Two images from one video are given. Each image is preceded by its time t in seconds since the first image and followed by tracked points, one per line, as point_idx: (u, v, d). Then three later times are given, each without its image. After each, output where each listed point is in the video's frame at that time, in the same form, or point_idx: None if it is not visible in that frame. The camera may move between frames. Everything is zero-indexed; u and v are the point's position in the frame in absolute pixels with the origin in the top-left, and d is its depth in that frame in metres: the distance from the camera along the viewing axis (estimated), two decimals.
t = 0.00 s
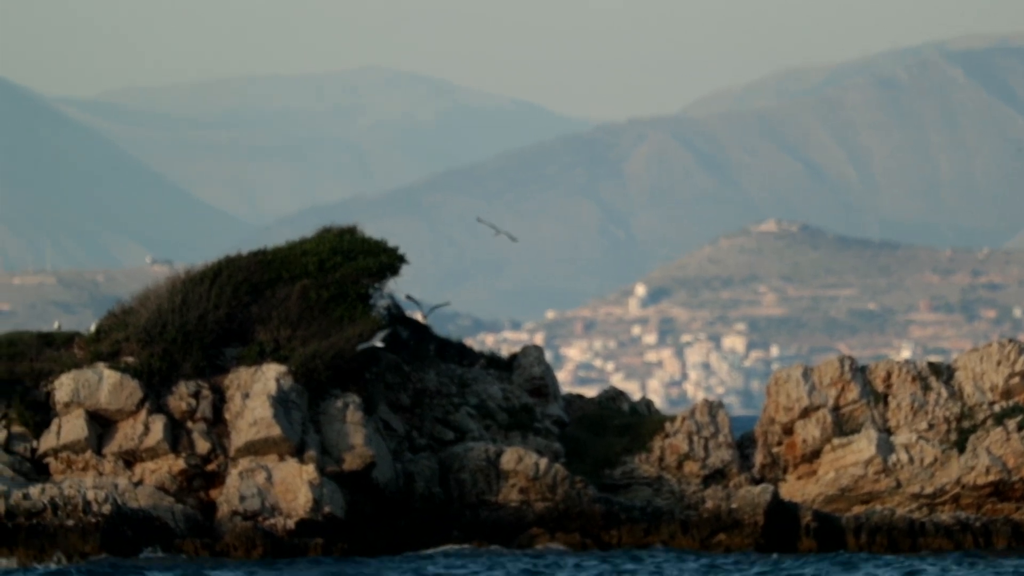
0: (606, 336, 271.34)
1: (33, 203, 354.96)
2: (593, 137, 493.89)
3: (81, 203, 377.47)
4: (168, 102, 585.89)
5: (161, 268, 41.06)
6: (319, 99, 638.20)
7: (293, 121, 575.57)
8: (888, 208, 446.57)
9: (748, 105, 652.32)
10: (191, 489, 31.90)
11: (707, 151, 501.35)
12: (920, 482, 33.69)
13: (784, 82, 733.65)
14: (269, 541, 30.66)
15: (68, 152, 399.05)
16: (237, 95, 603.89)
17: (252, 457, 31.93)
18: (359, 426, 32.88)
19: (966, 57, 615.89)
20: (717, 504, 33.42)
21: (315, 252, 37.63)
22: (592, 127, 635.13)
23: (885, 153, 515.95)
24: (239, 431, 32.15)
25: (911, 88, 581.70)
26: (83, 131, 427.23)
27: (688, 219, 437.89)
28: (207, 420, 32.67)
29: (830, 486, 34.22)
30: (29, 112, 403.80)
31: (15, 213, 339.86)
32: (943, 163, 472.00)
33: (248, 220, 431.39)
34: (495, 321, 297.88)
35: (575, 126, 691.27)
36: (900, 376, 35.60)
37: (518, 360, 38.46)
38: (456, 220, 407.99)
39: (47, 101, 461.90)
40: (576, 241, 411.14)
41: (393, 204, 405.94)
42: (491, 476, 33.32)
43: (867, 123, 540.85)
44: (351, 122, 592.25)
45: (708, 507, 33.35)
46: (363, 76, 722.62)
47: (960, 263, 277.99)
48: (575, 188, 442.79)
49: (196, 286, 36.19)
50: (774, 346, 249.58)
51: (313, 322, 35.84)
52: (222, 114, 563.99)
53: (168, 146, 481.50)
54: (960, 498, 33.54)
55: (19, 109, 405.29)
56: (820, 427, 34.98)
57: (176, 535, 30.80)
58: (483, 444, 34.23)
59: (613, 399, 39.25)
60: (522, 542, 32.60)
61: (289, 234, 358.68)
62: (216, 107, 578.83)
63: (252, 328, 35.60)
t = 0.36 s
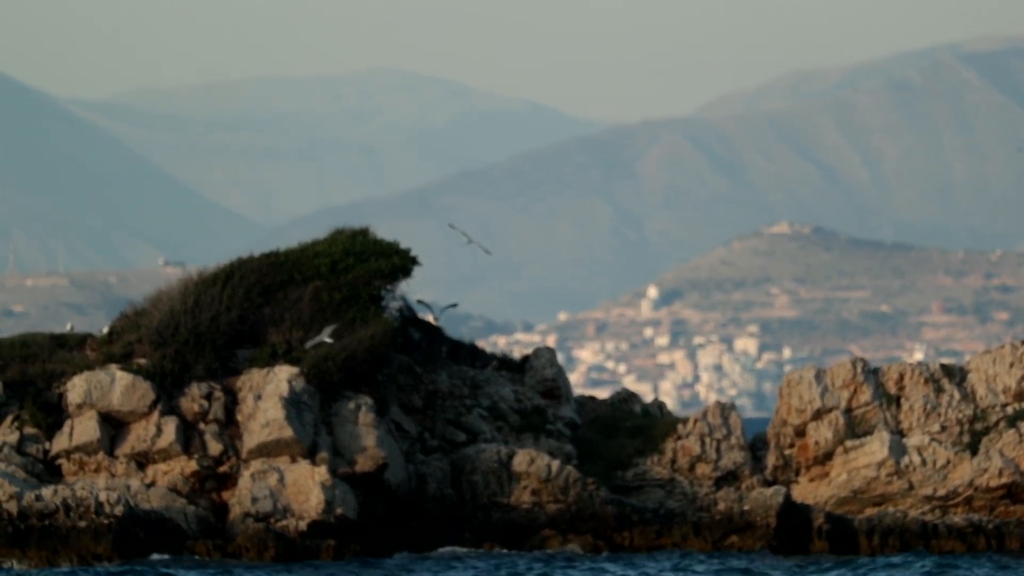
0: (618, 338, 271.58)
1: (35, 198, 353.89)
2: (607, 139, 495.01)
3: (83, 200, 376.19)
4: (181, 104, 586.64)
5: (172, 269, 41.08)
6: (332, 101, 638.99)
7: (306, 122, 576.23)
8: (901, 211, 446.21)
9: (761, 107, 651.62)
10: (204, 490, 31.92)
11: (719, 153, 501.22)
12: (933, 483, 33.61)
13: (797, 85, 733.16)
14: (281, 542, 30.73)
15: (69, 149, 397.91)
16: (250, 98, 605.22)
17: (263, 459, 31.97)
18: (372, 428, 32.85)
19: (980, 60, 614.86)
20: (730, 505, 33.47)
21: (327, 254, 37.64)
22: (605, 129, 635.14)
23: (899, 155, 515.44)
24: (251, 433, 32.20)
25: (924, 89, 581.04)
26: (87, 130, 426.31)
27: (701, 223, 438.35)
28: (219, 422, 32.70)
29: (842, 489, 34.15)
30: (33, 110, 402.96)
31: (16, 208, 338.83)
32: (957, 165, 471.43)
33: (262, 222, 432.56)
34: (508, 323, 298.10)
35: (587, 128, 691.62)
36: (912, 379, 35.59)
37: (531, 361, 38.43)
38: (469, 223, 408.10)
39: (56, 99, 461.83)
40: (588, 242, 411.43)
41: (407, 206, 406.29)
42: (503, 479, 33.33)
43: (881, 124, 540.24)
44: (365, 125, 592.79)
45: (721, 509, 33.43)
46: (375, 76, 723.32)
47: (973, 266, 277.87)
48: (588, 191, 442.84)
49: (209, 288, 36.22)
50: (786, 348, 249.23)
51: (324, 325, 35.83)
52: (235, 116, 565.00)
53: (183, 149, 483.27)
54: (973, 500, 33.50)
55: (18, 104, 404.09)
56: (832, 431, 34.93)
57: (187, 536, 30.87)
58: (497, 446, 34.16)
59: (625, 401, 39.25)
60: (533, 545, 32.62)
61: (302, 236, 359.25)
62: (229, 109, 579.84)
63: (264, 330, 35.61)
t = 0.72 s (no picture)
0: (632, 338, 271.52)
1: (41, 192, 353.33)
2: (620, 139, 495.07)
3: (89, 197, 376.01)
4: (195, 104, 587.34)
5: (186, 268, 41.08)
6: (346, 101, 639.37)
7: (320, 123, 576.59)
8: (915, 211, 445.47)
9: (775, 108, 650.85)
10: (217, 490, 31.93)
11: (733, 154, 500.88)
12: (947, 485, 33.57)
13: (811, 85, 732.14)
14: (294, 542, 30.70)
15: (79, 149, 398.41)
16: (264, 99, 605.90)
17: (277, 458, 32.04)
18: (385, 428, 32.87)
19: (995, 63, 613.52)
20: (744, 505, 33.44)
21: (341, 254, 37.65)
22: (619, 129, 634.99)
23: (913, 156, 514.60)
24: (266, 433, 32.25)
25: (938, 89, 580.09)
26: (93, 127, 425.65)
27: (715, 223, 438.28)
28: (233, 421, 32.75)
29: (856, 490, 34.09)
30: (41, 108, 402.96)
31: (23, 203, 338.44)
32: (971, 166, 470.44)
33: (275, 221, 433.06)
34: (521, 323, 298.10)
35: (601, 128, 691.50)
36: (926, 379, 35.51)
37: (545, 362, 38.41)
38: (480, 224, 407.79)
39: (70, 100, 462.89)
40: (602, 243, 411.26)
41: (421, 206, 406.43)
42: (517, 479, 33.33)
43: (896, 124, 539.22)
44: (378, 125, 592.97)
45: (735, 510, 33.39)
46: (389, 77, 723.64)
47: (988, 267, 277.38)
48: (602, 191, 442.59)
49: (223, 288, 36.24)
50: (801, 349, 248.92)
51: (337, 325, 35.83)
52: (249, 116, 565.70)
53: (192, 149, 483.84)
54: (988, 502, 33.50)
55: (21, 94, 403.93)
56: (847, 430, 34.89)
57: (201, 535, 30.95)
58: (510, 446, 34.15)
59: (639, 401, 39.21)
60: (546, 545, 32.58)
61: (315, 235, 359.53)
62: (242, 110, 580.32)
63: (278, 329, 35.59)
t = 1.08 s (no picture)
0: (646, 336, 271.36)
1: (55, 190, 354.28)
2: (634, 137, 494.52)
3: (104, 194, 376.99)
4: (209, 102, 587.71)
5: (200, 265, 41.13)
6: (360, 98, 639.47)
7: (334, 119, 576.79)
8: (929, 210, 444.54)
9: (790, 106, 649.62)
10: (231, 488, 31.95)
11: (747, 149, 500.07)
12: (961, 484, 33.58)
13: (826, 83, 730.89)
14: (308, 539, 30.71)
15: (94, 148, 399.49)
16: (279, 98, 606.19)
17: (291, 456, 32.09)
18: (399, 425, 32.87)
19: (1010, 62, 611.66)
20: (758, 505, 33.44)
21: (355, 251, 37.69)
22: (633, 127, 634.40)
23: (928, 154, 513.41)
24: (279, 430, 32.29)
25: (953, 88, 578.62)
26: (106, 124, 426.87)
27: (729, 220, 437.57)
28: (246, 419, 32.78)
29: (871, 489, 34.04)
30: (56, 107, 403.78)
31: (37, 200, 339.17)
32: (986, 165, 469.23)
33: (291, 219, 433.86)
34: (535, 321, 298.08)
35: (615, 126, 690.89)
36: (940, 378, 35.41)
37: (558, 360, 38.34)
38: (494, 221, 407.95)
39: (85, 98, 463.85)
40: (615, 240, 411.00)
41: (434, 204, 406.50)
42: (531, 476, 33.36)
43: (911, 123, 537.93)
44: (392, 122, 592.82)
45: (749, 508, 33.39)
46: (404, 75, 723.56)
47: (1002, 266, 276.94)
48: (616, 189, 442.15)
49: (237, 286, 36.28)
50: (815, 347, 248.54)
51: (352, 321, 35.78)
52: (264, 114, 566.21)
53: (210, 146, 484.94)
54: (1001, 500, 33.49)
55: (27, 87, 403.59)
56: (861, 429, 34.82)
57: (214, 532, 30.95)
58: (522, 444, 34.21)
59: (653, 400, 39.16)
60: (560, 542, 32.48)
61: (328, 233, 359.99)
62: (257, 108, 580.77)
63: (292, 326, 35.62)
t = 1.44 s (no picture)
0: (659, 329, 271.09)
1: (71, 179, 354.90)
2: (649, 131, 493.88)
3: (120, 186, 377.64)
4: (223, 95, 588.16)
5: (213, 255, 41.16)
6: (374, 91, 639.35)
7: (348, 112, 576.99)
8: (943, 204, 443.60)
9: (804, 99, 648.53)
10: (245, 479, 31.97)
11: (760, 141, 499.26)
12: (974, 477, 33.50)
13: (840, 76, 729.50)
14: (321, 529, 30.72)
15: (110, 140, 400.28)
16: (294, 90, 606.31)
17: (303, 449, 32.11)
18: (411, 418, 32.96)
19: None
20: (770, 497, 33.30)
21: (368, 244, 37.69)
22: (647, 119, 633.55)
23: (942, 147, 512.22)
24: (292, 423, 32.29)
25: (969, 83, 577.00)
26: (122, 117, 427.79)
27: (743, 213, 436.72)
28: (259, 411, 32.82)
29: (883, 483, 33.99)
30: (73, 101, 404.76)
31: (54, 189, 339.99)
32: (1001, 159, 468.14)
33: (305, 213, 434.20)
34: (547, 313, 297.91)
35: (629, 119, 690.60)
36: (954, 370, 35.42)
37: (572, 352, 38.44)
38: (507, 213, 407.72)
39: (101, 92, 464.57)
40: (628, 234, 410.67)
41: (447, 196, 406.52)
42: (542, 469, 33.31)
43: (926, 116, 536.53)
44: (406, 114, 592.74)
45: (761, 501, 33.26)
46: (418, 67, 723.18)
47: (1015, 260, 276.55)
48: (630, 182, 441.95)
49: (250, 278, 36.34)
50: (828, 340, 248.23)
51: (365, 314, 35.77)
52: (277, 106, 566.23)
53: (224, 139, 485.36)
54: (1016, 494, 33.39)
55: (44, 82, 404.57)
56: (874, 424, 34.84)
57: (227, 525, 30.90)
58: (536, 436, 34.23)
59: (665, 393, 39.19)
60: (570, 536, 32.43)
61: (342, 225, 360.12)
62: (271, 100, 581.06)
63: (305, 319, 35.64)
